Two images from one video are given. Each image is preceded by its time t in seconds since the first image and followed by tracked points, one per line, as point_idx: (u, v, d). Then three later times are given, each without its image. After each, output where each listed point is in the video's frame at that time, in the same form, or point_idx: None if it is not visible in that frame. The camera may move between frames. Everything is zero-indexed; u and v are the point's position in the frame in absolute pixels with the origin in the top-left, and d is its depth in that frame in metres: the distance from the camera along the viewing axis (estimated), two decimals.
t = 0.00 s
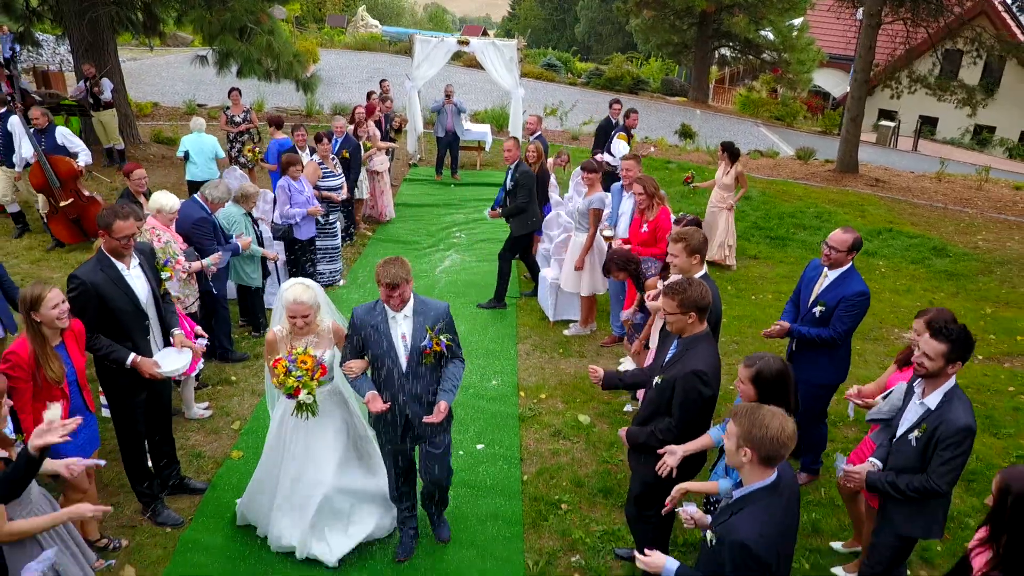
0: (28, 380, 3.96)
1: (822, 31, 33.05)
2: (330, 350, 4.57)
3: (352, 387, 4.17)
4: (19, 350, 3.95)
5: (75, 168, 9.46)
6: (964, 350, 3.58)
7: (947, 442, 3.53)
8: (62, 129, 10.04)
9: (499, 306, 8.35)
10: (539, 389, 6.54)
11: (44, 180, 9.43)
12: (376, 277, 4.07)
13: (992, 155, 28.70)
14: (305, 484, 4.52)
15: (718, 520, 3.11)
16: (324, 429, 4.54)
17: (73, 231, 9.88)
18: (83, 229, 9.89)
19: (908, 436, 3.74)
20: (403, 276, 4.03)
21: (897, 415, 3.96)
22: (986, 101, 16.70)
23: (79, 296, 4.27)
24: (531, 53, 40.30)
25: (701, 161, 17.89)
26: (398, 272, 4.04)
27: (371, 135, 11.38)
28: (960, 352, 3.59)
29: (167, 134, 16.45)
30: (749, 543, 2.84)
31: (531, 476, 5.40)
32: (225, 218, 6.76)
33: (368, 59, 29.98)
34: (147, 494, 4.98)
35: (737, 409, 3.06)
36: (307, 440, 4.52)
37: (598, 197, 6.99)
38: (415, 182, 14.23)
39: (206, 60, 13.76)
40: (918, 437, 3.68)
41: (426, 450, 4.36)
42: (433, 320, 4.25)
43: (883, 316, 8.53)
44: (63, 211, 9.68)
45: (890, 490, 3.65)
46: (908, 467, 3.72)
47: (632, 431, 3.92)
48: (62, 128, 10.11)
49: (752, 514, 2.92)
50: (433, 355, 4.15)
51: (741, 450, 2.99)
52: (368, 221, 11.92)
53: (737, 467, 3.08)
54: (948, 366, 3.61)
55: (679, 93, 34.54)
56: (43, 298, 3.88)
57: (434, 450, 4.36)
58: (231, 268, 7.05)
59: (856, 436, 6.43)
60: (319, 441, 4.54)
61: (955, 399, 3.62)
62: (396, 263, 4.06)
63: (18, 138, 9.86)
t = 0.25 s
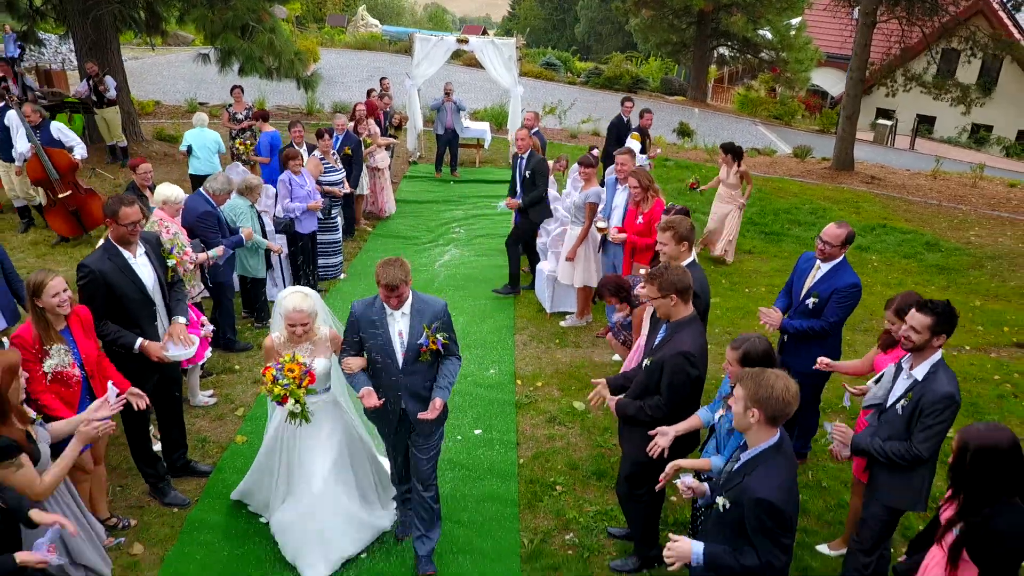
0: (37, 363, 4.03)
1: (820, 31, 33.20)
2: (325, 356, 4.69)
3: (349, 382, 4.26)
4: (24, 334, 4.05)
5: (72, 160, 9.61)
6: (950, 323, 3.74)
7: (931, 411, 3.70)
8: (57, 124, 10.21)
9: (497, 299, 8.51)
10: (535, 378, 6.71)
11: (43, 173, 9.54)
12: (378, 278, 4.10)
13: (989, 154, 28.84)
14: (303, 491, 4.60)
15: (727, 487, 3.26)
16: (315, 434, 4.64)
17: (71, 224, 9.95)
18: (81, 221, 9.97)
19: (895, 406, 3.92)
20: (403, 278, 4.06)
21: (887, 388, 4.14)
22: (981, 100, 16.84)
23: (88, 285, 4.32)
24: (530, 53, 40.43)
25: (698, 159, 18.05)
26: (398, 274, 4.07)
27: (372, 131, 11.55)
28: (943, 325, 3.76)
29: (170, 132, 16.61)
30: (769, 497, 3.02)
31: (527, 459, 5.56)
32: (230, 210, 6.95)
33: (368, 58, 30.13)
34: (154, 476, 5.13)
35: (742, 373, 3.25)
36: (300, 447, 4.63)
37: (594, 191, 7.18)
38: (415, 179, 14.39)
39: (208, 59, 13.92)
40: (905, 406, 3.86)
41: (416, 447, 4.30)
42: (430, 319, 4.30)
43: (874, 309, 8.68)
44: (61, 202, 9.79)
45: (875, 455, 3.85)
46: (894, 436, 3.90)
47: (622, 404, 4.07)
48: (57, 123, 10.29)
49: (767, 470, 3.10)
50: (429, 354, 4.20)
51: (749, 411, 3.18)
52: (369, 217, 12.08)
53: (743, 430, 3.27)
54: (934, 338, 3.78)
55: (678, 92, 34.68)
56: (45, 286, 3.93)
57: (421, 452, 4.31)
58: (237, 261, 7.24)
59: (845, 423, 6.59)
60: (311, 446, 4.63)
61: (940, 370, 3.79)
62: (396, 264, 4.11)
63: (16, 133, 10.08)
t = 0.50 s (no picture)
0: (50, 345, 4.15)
1: (818, 30, 33.36)
2: (321, 348, 4.65)
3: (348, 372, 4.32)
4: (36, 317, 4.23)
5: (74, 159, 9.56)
6: (928, 304, 3.97)
7: (909, 384, 3.91)
8: (55, 122, 10.38)
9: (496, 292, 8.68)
10: (532, 365, 6.89)
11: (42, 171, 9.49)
12: (383, 273, 4.19)
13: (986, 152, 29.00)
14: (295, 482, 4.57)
15: (730, 453, 3.53)
16: (309, 426, 4.58)
17: (71, 220, 9.94)
18: (82, 218, 9.98)
19: (876, 382, 4.11)
20: (409, 273, 4.15)
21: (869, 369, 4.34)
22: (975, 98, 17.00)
23: (97, 268, 4.49)
24: (530, 53, 40.52)
25: (696, 156, 18.21)
26: (404, 269, 4.16)
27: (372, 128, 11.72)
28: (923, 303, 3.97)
29: (172, 129, 16.78)
30: (774, 461, 3.30)
31: (523, 442, 5.74)
32: (234, 202, 7.12)
33: (369, 57, 30.30)
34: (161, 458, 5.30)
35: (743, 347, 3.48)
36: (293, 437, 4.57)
37: (588, 184, 7.32)
38: (415, 176, 14.56)
39: (210, 57, 14.08)
40: (885, 380, 4.06)
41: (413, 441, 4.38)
42: (435, 318, 4.40)
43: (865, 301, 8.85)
44: (62, 199, 9.77)
45: (854, 425, 4.03)
46: (873, 409, 4.09)
47: (611, 376, 4.24)
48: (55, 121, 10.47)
49: (771, 436, 3.37)
50: (431, 353, 4.30)
51: (751, 381, 3.42)
52: (369, 213, 12.25)
53: (745, 400, 3.52)
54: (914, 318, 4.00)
55: (677, 91, 34.83)
56: (54, 274, 4.08)
57: (419, 445, 4.38)
58: (241, 253, 7.43)
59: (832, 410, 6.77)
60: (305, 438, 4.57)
61: (919, 347, 3.99)
62: (403, 260, 4.18)
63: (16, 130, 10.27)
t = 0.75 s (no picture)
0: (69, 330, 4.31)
1: (815, 29, 33.54)
2: (323, 337, 4.78)
3: (352, 360, 4.40)
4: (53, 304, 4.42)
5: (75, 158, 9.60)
6: (900, 288, 4.19)
7: (882, 366, 4.09)
8: (57, 123, 10.53)
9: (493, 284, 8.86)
10: (528, 354, 7.07)
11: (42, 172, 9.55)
12: (393, 264, 4.25)
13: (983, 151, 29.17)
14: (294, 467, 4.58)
15: (727, 429, 3.69)
16: (309, 411, 4.70)
17: (71, 220, 9.94)
18: (82, 218, 9.97)
19: (852, 363, 4.30)
20: (418, 266, 4.23)
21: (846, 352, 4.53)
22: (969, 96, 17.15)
23: (112, 256, 4.66)
24: (529, 52, 40.65)
25: (693, 154, 18.38)
26: (414, 261, 4.23)
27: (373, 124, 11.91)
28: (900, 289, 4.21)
29: (174, 127, 16.96)
30: (772, 436, 3.48)
31: (519, 426, 5.93)
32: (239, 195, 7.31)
33: (369, 57, 30.50)
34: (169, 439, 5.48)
35: (739, 328, 3.65)
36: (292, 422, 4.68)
37: (582, 178, 7.51)
38: (415, 173, 14.74)
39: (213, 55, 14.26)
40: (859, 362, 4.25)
41: (416, 431, 4.52)
42: (442, 312, 4.47)
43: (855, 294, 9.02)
44: (61, 200, 9.75)
45: (833, 404, 4.21)
46: (848, 390, 4.27)
47: (600, 349, 4.52)
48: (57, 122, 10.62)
49: (767, 412, 3.57)
50: (438, 346, 4.37)
51: (748, 360, 3.57)
52: (370, 208, 12.43)
53: (741, 378, 3.67)
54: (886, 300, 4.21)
55: (675, 90, 35.00)
56: (72, 263, 4.22)
57: (422, 436, 4.52)
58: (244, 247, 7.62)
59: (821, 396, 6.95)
60: (304, 422, 4.69)
61: (891, 330, 4.19)
62: (414, 252, 4.26)
63: (20, 128, 10.45)
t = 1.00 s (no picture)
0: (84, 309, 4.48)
1: (813, 29, 33.73)
2: (321, 338, 4.76)
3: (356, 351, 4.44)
4: (71, 285, 4.64)
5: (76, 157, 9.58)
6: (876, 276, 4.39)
7: (858, 348, 4.27)
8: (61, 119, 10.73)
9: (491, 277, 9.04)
10: (525, 342, 7.26)
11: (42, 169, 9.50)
12: (395, 251, 4.38)
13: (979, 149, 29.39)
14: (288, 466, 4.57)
15: (723, 408, 3.77)
16: (306, 411, 4.68)
17: (70, 220, 9.63)
18: (80, 217, 9.63)
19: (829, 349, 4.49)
20: (419, 252, 4.36)
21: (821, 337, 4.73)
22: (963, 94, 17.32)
23: (124, 241, 4.87)
24: (529, 52, 40.82)
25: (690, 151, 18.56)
26: (416, 248, 4.36)
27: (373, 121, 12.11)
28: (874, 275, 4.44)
29: (177, 125, 17.14)
30: (768, 413, 3.58)
31: (516, 409, 6.12)
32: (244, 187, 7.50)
33: (369, 56, 30.67)
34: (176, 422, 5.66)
35: (729, 311, 3.76)
36: (291, 420, 4.66)
37: (577, 171, 7.73)
38: (415, 169, 14.92)
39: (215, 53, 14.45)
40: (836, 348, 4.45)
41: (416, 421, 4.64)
42: (443, 303, 4.57)
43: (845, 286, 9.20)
44: (59, 199, 9.49)
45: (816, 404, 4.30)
46: (828, 378, 4.44)
47: (589, 333, 4.70)
48: (62, 119, 10.81)
49: (761, 390, 3.65)
50: (439, 335, 4.48)
51: (740, 341, 3.67)
52: (370, 204, 12.62)
53: (734, 359, 3.77)
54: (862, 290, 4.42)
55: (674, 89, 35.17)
56: (90, 245, 4.44)
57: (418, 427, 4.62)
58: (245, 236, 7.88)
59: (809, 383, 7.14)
60: (302, 421, 4.67)
61: (864, 313, 4.39)
62: (416, 239, 4.40)
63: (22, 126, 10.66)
